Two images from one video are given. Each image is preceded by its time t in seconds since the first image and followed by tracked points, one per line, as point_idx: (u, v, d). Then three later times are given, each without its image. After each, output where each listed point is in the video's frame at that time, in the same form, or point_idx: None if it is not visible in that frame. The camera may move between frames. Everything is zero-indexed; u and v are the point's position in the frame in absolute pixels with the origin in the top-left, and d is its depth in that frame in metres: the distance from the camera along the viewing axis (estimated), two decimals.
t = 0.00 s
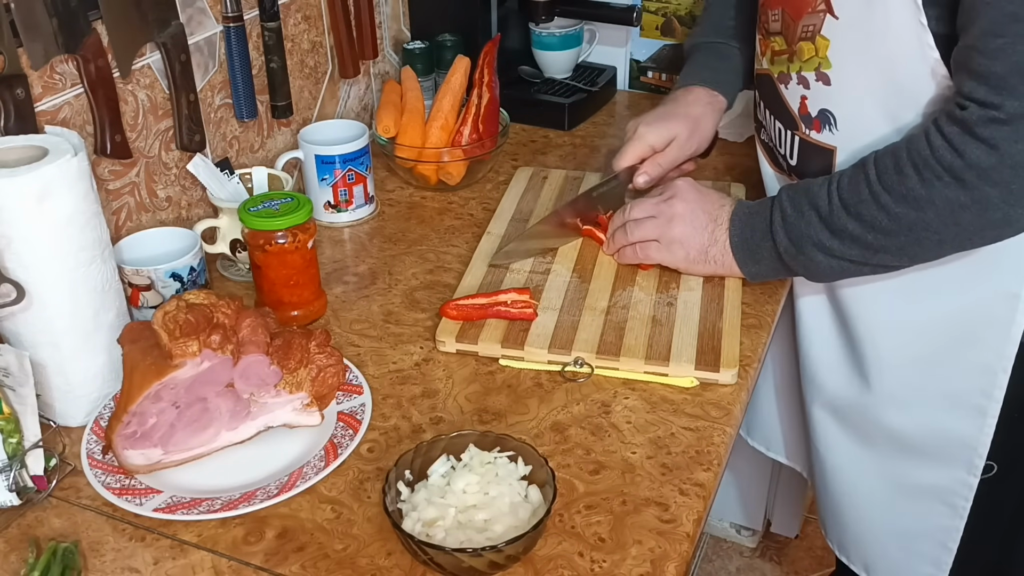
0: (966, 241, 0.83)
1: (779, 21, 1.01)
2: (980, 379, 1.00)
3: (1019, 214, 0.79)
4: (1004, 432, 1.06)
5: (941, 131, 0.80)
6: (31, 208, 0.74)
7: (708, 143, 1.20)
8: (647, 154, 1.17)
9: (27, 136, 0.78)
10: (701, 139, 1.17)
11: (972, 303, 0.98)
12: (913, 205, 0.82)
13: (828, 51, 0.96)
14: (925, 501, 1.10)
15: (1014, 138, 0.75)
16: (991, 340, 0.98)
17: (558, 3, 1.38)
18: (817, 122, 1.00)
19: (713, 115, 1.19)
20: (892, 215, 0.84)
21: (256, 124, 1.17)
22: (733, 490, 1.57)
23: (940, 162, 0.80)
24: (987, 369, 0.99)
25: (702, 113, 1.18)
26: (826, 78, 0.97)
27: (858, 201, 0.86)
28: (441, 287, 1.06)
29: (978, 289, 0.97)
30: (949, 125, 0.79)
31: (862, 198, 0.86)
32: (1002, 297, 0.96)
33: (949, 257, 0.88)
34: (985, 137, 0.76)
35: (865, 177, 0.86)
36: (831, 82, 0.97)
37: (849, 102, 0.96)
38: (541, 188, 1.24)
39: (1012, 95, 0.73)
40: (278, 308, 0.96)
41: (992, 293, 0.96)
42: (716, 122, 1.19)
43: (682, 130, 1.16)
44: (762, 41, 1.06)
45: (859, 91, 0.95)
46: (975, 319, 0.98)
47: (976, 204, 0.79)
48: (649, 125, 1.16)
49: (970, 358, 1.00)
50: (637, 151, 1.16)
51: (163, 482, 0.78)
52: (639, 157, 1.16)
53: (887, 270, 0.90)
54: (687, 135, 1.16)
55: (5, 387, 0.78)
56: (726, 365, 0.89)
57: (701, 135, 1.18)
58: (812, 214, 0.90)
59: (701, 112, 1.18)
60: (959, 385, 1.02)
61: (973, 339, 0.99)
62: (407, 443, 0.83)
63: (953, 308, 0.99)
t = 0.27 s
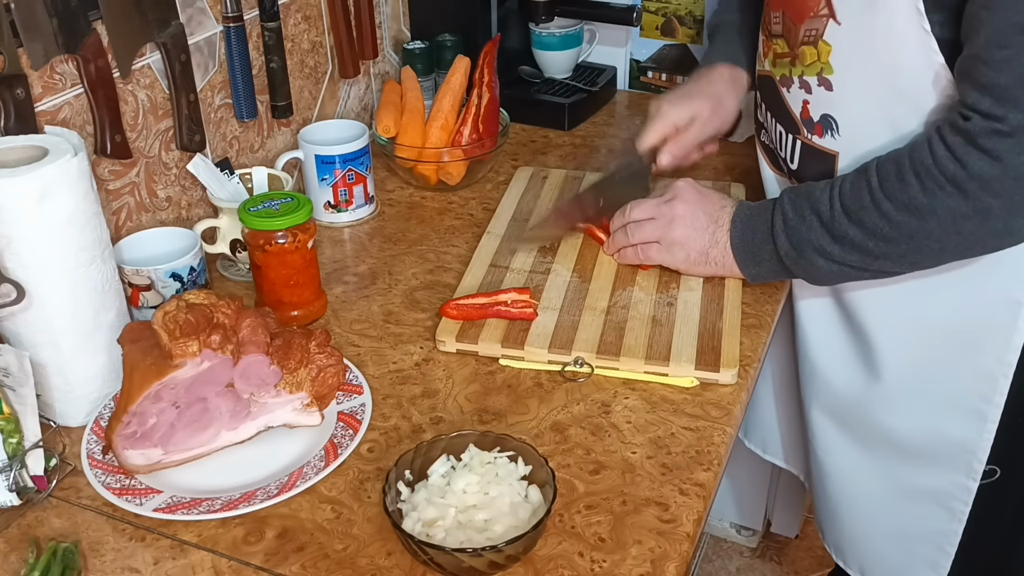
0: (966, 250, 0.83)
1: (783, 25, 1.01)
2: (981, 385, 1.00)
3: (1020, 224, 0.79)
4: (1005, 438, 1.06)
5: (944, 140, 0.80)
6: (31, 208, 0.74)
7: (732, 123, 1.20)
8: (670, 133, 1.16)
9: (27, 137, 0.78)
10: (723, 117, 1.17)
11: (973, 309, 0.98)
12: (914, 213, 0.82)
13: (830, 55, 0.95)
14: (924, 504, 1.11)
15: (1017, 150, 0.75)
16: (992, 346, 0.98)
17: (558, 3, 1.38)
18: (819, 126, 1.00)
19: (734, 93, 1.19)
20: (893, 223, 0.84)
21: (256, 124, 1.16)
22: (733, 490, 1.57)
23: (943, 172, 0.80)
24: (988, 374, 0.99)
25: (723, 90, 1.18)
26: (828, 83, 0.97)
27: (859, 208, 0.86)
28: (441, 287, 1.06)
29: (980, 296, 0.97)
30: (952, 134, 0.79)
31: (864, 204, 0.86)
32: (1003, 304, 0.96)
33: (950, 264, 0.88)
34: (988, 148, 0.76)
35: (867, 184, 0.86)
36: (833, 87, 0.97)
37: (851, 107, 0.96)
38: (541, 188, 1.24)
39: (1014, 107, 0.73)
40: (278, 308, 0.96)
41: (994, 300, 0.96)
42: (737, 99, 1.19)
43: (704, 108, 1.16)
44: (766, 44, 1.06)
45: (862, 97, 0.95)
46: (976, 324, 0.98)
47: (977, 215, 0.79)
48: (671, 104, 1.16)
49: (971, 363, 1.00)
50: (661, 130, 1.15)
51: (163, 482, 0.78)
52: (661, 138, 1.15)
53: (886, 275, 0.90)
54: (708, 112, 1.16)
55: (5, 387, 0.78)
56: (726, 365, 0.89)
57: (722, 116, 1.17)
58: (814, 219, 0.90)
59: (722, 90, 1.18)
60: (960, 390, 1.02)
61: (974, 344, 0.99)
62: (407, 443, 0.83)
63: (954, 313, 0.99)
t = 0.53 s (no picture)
0: (964, 252, 0.83)
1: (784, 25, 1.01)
2: (982, 389, 1.00)
3: (1018, 226, 0.79)
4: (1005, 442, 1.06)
5: (943, 141, 0.80)
6: (31, 208, 0.74)
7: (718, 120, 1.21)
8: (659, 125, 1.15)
9: (27, 137, 0.78)
10: (711, 113, 1.18)
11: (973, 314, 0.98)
12: (912, 214, 0.82)
13: (834, 57, 0.95)
14: (923, 509, 1.11)
15: (1015, 151, 0.75)
16: (993, 350, 0.98)
17: (558, 3, 1.38)
18: (822, 129, 1.00)
19: (725, 90, 1.20)
20: (891, 223, 0.84)
21: (256, 124, 1.17)
22: (733, 490, 1.57)
23: (941, 172, 0.80)
24: (989, 379, 0.99)
25: (714, 86, 1.19)
26: (832, 85, 0.97)
27: (858, 208, 0.86)
28: (441, 287, 1.06)
29: (979, 300, 0.97)
30: (952, 135, 0.79)
31: (862, 204, 0.85)
32: (1003, 308, 0.96)
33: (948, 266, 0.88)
34: (986, 148, 0.76)
35: (866, 184, 0.86)
36: (837, 89, 0.97)
37: (855, 110, 0.96)
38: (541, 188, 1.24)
39: (1014, 108, 0.73)
40: (278, 308, 0.96)
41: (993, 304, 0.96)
42: (727, 97, 1.20)
43: (693, 102, 1.17)
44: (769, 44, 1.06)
45: (865, 98, 0.95)
46: (976, 329, 0.98)
47: (975, 216, 0.79)
48: (662, 97, 1.16)
49: (971, 368, 1.00)
50: (650, 122, 1.14)
51: (163, 482, 0.78)
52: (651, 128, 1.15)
53: (885, 277, 0.89)
54: (698, 106, 1.17)
55: (5, 387, 0.78)
56: (726, 365, 0.89)
57: (710, 111, 1.18)
58: (813, 218, 0.90)
59: (713, 85, 1.19)
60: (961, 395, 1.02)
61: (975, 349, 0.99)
62: (407, 443, 0.83)
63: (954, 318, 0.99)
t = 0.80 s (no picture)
0: (961, 253, 0.83)
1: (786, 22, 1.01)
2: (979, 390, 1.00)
3: (1015, 226, 0.79)
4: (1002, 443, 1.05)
5: (940, 141, 0.80)
6: (31, 208, 0.74)
7: (714, 148, 1.20)
8: (653, 156, 1.16)
9: (26, 137, 0.78)
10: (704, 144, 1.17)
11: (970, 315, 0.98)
12: (909, 213, 0.82)
13: (834, 54, 0.95)
14: (919, 510, 1.11)
15: (1012, 151, 0.75)
16: (990, 352, 0.98)
17: (558, 3, 1.38)
18: (822, 126, 1.00)
19: (720, 119, 1.19)
20: (888, 223, 0.84)
21: (256, 124, 1.16)
22: (733, 490, 1.57)
23: (938, 172, 0.80)
24: (986, 380, 0.99)
25: (708, 116, 1.18)
26: (832, 81, 0.97)
27: (855, 207, 0.86)
28: (441, 287, 1.06)
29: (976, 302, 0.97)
30: (948, 134, 0.79)
31: (860, 204, 0.86)
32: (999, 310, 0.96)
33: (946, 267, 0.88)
34: (983, 147, 0.76)
35: (863, 184, 0.86)
36: (837, 86, 0.97)
37: (854, 107, 0.96)
38: (541, 188, 1.24)
39: (1012, 107, 0.73)
40: (278, 308, 0.96)
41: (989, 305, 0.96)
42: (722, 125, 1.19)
43: (687, 133, 1.16)
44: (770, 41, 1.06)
45: (865, 96, 0.95)
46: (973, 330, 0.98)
47: (971, 215, 0.79)
48: (655, 128, 1.16)
49: (969, 369, 1.00)
50: (643, 153, 1.15)
51: (164, 482, 0.78)
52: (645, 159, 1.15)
53: (883, 277, 0.89)
54: (692, 137, 1.17)
55: (5, 387, 0.78)
56: (726, 365, 0.89)
57: (703, 143, 1.18)
58: (810, 218, 0.90)
59: (707, 115, 1.18)
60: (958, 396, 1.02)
61: (972, 350, 0.99)
62: (407, 443, 0.83)
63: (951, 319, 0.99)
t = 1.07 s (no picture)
0: (962, 252, 0.83)
1: (789, 21, 1.01)
2: (981, 389, 1.00)
3: (1016, 225, 0.79)
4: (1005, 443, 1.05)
5: (941, 139, 0.80)
6: (31, 208, 0.74)
7: (727, 149, 1.21)
8: (664, 155, 1.18)
9: (26, 137, 0.78)
10: (717, 146, 1.19)
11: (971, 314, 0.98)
12: (909, 212, 0.82)
13: (836, 53, 0.95)
14: (922, 509, 1.11)
15: (1013, 149, 0.75)
16: (992, 350, 0.98)
17: (558, 3, 1.38)
18: (825, 125, 1.00)
19: (732, 120, 1.20)
20: (889, 222, 0.84)
21: (256, 123, 1.16)
22: (733, 490, 1.57)
23: (938, 170, 0.80)
24: (988, 378, 1.00)
25: (720, 117, 1.19)
26: (834, 80, 0.97)
27: (856, 207, 0.86)
28: (441, 287, 1.06)
29: (977, 301, 0.97)
30: (949, 133, 0.79)
31: (860, 203, 0.86)
32: (1000, 309, 0.96)
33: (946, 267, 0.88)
34: (984, 145, 0.76)
35: (864, 184, 0.86)
36: (840, 85, 0.97)
37: (857, 106, 0.96)
38: (541, 188, 1.24)
39: (1014, 104, 0.73)
40: (278, 308, 0.96)
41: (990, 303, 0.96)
42: (734, 126, 1.20)
43: (700, 133, 1.18)
44: (773, 39, 1.06)
45: (867, 95, 0.95)
46: (975, 329, 0.98)
47: (972, 214, 0.79)
48: (667, 128, 1.17)
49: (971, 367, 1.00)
50: (653, 154, 1.17)
51: (164, 482, 0.78)
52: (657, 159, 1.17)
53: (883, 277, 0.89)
54: (703, 138, 1.18)
55: (5, 387, 0.78)
56: (726, 365, 0.89)
57: (715, 144, 1.19)
58: (811, 218, 0.90)
59: (719, 116, 1.19)
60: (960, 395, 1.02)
61: (974, 349, 0.99)
62: (407, 443, 0.83)
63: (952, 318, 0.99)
